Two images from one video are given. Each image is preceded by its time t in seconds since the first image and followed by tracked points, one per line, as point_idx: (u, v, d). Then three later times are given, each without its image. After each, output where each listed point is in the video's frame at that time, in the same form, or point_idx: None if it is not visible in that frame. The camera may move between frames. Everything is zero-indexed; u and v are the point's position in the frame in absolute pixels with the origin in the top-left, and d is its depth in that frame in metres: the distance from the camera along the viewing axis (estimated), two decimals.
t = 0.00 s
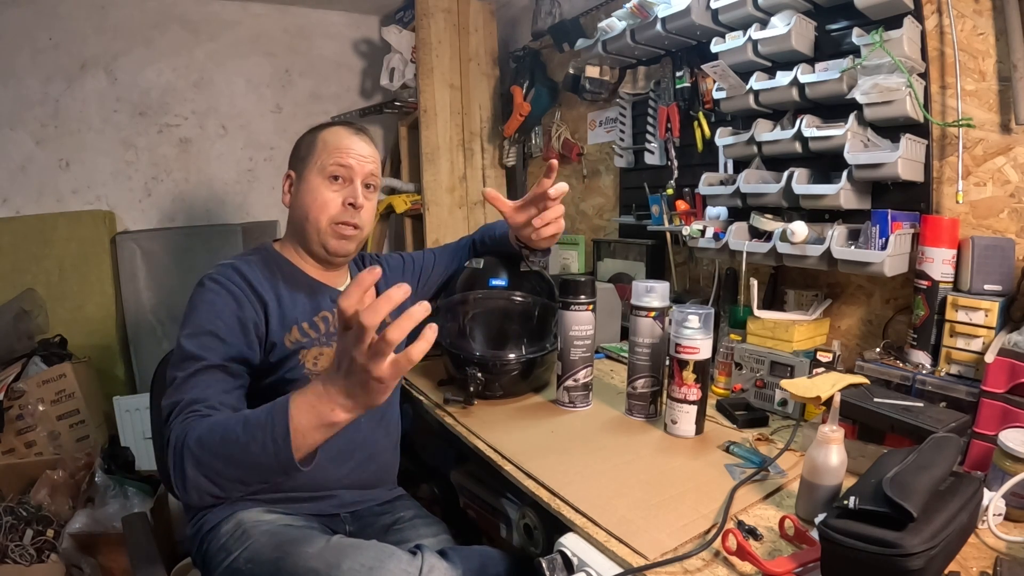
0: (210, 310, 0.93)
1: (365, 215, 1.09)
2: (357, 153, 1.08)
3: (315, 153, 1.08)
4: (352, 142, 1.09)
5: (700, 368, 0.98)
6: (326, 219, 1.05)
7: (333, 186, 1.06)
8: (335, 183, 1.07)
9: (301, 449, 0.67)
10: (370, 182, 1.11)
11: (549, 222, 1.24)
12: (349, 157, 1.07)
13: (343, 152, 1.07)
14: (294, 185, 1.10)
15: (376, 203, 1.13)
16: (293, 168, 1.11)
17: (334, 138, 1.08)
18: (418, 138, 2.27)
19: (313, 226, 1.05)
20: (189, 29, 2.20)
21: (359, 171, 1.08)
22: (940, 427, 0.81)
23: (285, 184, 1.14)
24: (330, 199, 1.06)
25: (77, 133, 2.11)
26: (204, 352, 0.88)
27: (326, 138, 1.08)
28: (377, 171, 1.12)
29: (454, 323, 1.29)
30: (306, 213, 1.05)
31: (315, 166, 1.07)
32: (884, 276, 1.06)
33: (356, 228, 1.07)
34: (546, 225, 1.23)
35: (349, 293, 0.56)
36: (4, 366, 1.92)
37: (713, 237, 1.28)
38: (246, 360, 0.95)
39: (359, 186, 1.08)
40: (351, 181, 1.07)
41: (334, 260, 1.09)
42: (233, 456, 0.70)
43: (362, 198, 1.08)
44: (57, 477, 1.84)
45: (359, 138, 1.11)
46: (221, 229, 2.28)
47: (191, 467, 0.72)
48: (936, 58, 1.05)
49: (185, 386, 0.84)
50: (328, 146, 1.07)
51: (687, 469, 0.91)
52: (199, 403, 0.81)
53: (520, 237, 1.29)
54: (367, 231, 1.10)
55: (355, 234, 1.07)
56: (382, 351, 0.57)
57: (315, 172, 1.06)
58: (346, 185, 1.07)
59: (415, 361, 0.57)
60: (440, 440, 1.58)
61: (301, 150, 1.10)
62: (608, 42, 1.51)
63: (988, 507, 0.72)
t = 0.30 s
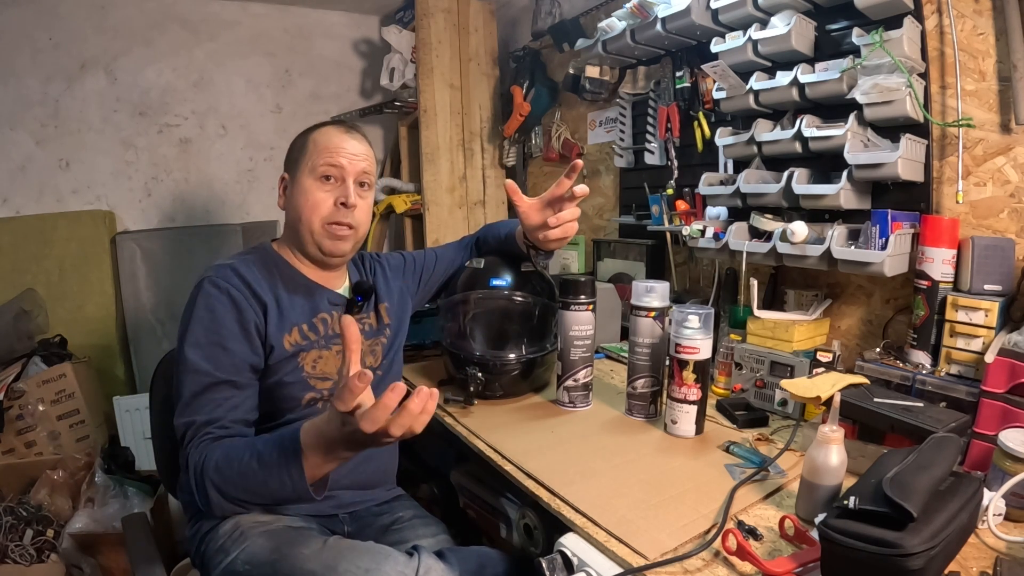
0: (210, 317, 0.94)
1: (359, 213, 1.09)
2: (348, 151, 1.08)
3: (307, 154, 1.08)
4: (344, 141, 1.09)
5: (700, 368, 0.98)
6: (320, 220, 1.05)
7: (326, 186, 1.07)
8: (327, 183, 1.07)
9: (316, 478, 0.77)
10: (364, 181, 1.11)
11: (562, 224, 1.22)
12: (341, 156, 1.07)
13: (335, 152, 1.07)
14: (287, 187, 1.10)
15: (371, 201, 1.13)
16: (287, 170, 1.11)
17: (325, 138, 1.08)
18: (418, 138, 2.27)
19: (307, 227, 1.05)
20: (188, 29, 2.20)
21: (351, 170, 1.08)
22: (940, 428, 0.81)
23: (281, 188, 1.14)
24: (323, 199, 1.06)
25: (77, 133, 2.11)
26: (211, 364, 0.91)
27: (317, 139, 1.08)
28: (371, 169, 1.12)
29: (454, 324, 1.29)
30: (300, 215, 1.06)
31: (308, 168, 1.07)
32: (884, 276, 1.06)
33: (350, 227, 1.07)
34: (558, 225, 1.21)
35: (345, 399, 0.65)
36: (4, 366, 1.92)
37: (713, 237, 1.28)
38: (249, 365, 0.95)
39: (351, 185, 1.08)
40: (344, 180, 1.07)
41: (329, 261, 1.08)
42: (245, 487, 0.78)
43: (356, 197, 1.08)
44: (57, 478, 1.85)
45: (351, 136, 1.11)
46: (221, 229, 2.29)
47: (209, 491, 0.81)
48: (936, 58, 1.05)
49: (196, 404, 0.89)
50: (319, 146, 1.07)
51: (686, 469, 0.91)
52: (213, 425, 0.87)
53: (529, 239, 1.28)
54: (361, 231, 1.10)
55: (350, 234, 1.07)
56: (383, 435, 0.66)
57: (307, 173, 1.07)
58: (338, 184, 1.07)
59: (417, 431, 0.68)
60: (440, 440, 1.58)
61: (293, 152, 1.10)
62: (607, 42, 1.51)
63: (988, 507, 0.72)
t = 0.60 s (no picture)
0: (209, 320, 0.93)
1: (359, 210, 1.09)
2: (347, 149, 1.08)
3: (305, 153, 1.08)
4: (342, 139, 1.09)
5: (700, 368, 0.98)
6: (320, 218, 1.05)
7: (326, 184, 1.07)
8: (326, 181, 1.07)
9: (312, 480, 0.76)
10: (363, 178, 1.11)
11: (562, 229, 1.24)
12: (340, 154, 1.07)
13: (333, 150, 1.07)
14: (287, 187, 1.10)
15: (370, 199, 1.13)
16: (286, 170, 1.11)
17: (324, 136, 1.08)
18: (418, 138, 2.27)
19: (308, 225, 1.05)
20: (188, 29, 2.20)
21: (350, 167, 1.08)
22: (940, 427, 0.81)
23: (281, 189, 1.14)
24: (322, 197, 1.06)
25: (77, 133, 2.11)
26: (208, 366, 0.91)
27: (314, 137, 1.08)
28: (369, 167, 1.12)
29: (454, 324, 1.29)
30: (300, 214, 1.05)
31: (306, 166, 1.07)
32: (884, 276, 1.06)
33: (350, 224, 1.07)
34: (558, 233, 1.24)
35: (340, 395, 0.65)
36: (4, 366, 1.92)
37: (713, 237, 1.28)
38: (247, 367, 0.95)
39: (351, 182, 1.08)
40: (343, 178, 1.08)
41: (329, 259, 1.08)
42: (240, 488, 0.78)
43: (355, 194, 1.08)
44: (57, 477, 1.85)
45: (349, 134, 1.11)
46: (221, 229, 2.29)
47: (204, 492, 0.81)
48: (936, 58, 1.05)
49: (192, 406, 0.89)
50: (318, 145, 1.07)
51: (687, 469, 0.91)
52: (209, 426, 0.87)
53: (530, 244, 1.29)
54: (361, 228, 1.09)
55: (350, 231, 1.07)
56: (375, 432, 0.67)
57: (306, 172, 1.07)
58: (337, 182, 1.07)
59: (411, 428, 0.68)
60: (440, 441, 1.58)
61: (292, 152, 1.10)
62: (607, 42, 1.51)
63: (988, 507, 0.72)
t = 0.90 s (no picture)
0: (206, 315, 0.93)
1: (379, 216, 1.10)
2: (367, 154, 1.06)
3: (329, 159, 1.02)
4: (359, 143, 1.05)
5: (700, 368, 0.98)
6: (356, 227, 1.05)
7: (353, 193, 1.04)
8: (352, 190, 1.04)
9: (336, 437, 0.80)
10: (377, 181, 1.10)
11: (565, 228, 1.25)
12: (364, 161, 1.05)
13: (356, 157, 1.04)
14: (303, 193, 1.02)
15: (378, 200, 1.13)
16: (298, 173, 1.02)
17: (342, 141, 1.03)
18: (418, 138, 2.27)
19: (344, 235, 1.04)
20: (189, 29, 2.20)
21: (373, 174, 1.07)
22: (939, 427, 0.81)
23: (287, 190, 1.04)
24: (354, 207, 1.04)
25: (77, 133, 2.11)
26: (209, 358, 0.90)
27: (330, 142, 1.03)
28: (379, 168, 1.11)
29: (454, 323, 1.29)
30: (334, 225, 1.03)
31: (333, 174, 1.02)
32: (884, 276, 1.06)
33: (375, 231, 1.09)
34: (560, 231, 1.24)
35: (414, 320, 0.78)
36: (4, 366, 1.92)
37: (713, 237, 1.28)
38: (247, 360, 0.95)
39: (375, 189, 1.08)
40: (367, 185, 1.06)
41: (329, 258, 1.08)
42: (264, 459, 0.78)
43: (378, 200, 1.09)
44: (57, 477, 1.85)
45: (358, 135, 1.07)
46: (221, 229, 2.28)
47: (221, 474, 0.79)
48: (936, 58, 1.05)
49: (197, 396, 0.87)
50: (341, 151, 1.03)
51: (687, 469, 0.91)
52: (217, 413, 0.86)
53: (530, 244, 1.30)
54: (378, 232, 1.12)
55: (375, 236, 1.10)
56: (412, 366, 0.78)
57: (333, 180, 1.02)
58: (363, 192, 1.06)
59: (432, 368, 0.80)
60: (440, 441, 1.58)
61: (308, 155, 1.02)
62: (607, 42, 1.51)
63: (988, 507, 0.72)
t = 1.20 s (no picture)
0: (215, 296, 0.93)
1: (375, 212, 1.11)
2: (359, 151, 1.06)
3: (322, 160, 1.02)
4: (351, 142, 1.05)
5: (699, 368, 0.98)
6: (353, 225, 1.05)
7: (349, 192, 1.05)
8: (348, 188, 1.04)
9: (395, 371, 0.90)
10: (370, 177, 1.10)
11: (566, 227, 1.25)
12: (357, 159, 1.05)
13: (349, 156, 1.04)
14: (299, 196, 1.02)
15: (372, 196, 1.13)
16: (293, 177, 1.02)
17: (335, 142, 1.03)
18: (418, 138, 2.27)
19: (342, 233, 1.05)
20: (189, 29, 2.20)
21: (366, 171, 1.07)
22: (939, 428, 0.81)
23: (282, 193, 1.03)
24: (351, 206, 1.05)
25: (77, 133, 2.11)
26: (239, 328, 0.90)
27: (322, 143, 1.02)
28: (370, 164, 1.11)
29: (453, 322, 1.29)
30: (331, 224, 1.03)
31: (328, 175, 1.02)
32: (884, 276, 1.06)
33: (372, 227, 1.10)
34: (562, 231, 1.24)
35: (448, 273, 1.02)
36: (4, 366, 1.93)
37: (713, 237, 1.28)
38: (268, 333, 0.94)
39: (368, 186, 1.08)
40: (362, 183, 1.07)
41: (328, 256, 1.08)
42: (341, 391, 0.84)
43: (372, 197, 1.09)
44: (57, 477, 1.85)
45: (347, 132, 1.07)
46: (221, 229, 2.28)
47: (302, 412, 0.82)
48: (936, 58, 1.05)
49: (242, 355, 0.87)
50: (334, 151, 1.02)
51: (687, 469, 0.91)
52: (273, 370, 0.87)
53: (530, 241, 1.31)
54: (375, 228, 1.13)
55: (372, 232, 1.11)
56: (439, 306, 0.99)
57: (329, 180, 1.02)
58: (358, 190, 1.06)
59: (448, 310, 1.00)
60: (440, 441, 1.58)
61: (301, 156, 1.01)
62: (607, 42, 1.51)
63: (988, 507, 0.72)
